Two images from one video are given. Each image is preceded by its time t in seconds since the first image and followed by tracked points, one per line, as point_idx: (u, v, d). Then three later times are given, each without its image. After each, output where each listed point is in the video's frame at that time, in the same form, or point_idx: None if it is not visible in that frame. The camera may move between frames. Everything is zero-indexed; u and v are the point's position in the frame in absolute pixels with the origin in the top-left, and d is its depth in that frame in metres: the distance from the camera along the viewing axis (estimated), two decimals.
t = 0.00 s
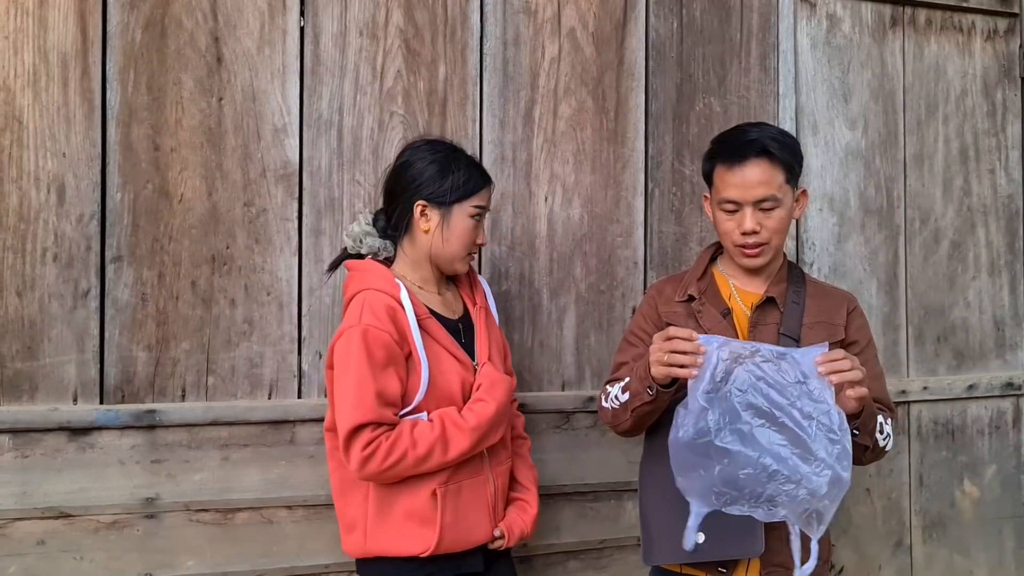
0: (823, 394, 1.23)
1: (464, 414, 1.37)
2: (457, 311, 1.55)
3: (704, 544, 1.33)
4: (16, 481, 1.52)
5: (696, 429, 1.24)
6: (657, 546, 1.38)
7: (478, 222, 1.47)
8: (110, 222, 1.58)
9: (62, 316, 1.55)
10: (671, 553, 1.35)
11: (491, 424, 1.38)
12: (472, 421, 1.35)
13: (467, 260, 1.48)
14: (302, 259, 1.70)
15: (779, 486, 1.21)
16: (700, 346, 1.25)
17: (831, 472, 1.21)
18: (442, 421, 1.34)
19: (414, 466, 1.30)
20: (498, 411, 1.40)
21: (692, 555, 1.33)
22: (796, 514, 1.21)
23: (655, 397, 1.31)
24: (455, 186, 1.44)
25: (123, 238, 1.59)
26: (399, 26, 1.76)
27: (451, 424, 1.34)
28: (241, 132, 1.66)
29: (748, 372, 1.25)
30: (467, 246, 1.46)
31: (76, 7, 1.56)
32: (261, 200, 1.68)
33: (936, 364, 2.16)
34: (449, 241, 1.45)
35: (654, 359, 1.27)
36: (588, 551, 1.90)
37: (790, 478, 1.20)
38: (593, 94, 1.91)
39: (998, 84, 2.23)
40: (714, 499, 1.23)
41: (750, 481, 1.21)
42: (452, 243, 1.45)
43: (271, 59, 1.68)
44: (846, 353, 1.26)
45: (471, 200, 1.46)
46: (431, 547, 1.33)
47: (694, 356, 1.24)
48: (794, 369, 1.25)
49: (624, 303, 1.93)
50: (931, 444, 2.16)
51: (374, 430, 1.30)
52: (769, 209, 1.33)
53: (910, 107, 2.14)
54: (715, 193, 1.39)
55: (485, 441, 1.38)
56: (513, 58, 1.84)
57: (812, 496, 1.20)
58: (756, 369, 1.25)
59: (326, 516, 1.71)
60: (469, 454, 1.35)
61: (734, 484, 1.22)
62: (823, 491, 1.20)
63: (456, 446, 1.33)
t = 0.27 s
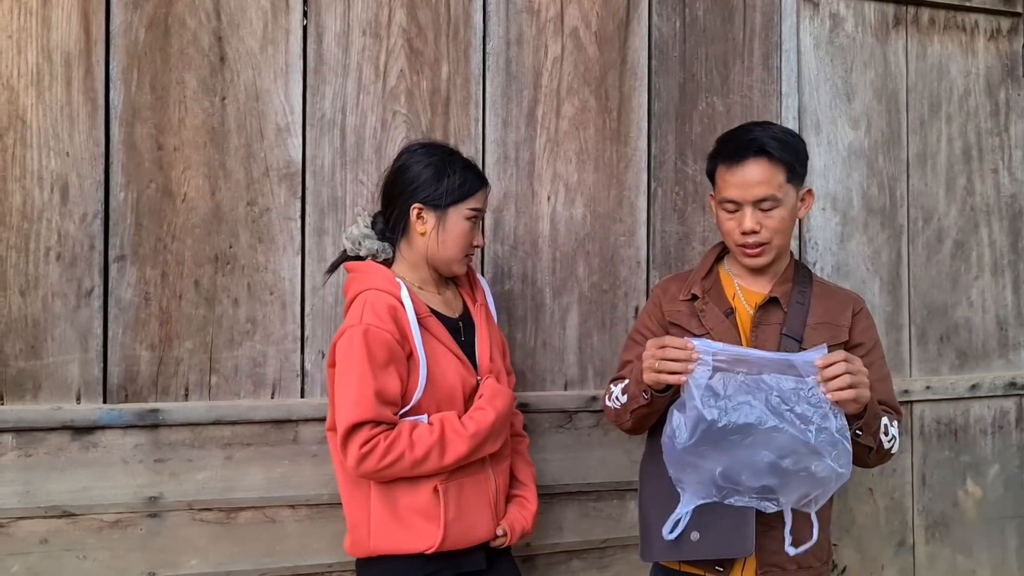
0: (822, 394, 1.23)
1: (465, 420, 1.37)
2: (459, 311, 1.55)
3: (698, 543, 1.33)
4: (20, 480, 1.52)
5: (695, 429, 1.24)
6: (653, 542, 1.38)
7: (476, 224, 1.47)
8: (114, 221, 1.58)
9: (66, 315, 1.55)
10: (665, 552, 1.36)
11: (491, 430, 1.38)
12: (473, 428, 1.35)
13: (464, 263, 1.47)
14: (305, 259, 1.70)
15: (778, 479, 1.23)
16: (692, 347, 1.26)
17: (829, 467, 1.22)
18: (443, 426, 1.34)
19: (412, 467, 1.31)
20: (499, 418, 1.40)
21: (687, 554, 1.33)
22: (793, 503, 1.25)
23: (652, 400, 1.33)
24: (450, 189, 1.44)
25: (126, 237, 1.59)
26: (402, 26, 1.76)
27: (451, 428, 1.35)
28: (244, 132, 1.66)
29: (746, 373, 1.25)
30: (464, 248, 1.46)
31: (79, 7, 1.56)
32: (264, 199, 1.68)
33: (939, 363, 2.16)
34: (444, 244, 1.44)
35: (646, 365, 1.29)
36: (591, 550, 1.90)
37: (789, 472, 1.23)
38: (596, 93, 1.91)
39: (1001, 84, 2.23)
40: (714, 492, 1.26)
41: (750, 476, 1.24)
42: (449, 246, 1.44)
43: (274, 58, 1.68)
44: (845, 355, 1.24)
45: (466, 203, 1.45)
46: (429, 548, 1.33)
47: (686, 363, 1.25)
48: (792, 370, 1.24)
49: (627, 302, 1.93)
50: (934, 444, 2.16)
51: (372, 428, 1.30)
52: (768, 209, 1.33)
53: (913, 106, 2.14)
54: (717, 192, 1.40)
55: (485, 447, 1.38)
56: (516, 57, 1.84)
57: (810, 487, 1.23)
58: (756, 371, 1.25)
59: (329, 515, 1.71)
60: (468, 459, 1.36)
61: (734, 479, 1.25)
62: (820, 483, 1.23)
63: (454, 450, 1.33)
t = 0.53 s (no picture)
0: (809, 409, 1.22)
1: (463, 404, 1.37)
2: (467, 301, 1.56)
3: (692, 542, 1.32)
4: (20, 479, 1.52)
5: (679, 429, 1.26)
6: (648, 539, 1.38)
7: (475, 216, 1.47)
8: (115, 220, 1.58)
9: (67, 314, 1.55)
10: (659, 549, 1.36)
11: (490, 413, 1.38)
12: (470, 411, 1.35)
13: (467, 253, 1.48)
14: (306, 258, 1.70)
15: (756, 488, 1.24)
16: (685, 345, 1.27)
17: (808, 484, 1.22)
18: (440, 409, 1.35)
19: (407, 450, 1.32)
20: (499, 402, 1.40)
21: (680, 552, 1.33)
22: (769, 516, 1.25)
23: (649, 398, 1.36)
24: (448, 180, 1.45)
25: (127, 236, 1.59)
26: (403, 25, 1.76)
27: (447, 411, 1.35)
28: (245, 131, 1.66)
29: (737, 378, 1.25)
30: (458, 240, 1.46)
31: (80, 5, 1.56)
32: (265, 198, 1.67)
33: (940, 362, 2.16)
34: (445, 234, 1.46)
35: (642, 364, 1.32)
36: (592, 550, 1.90)
37: (767, 484, 1.23)
38: (597, 92, 1.91)
39: (1003, 82, 2.22)
40: (693, 492, 1.28)
41: (728, 481, 1.25)
42: (439, 236, 1.47)
43: (275, 57, 1.68)
44: (822, 356, 1.23)
45: (466, 192, 1.46)
46: (430, 534, 1.34)
47: (680, 362, 1.26)
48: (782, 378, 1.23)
49: (628, 301, 1.93)
50: (935, 443, 2.16)
51: (370, 409, 1.32)
52: (747, 201, 1.35)
53: (915, 105, 2.14)
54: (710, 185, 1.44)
55: (483, 431, 1.38)
56: (517, 56, 1.84)
57: (788, 502, 1.23)
58: (747, 377, 1.24)
59: (330, 514, 1.71)
60: (467, 442, 1.36)
61: (713, 482, 1.26)
62: (798, 499, 1.23)
63: (450, 433, 1.34)
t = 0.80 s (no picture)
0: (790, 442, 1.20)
1: (457, 392, 1.37)
2: (469, 294, 1.56)
3: (685, 541, 1.33)
4: (18, 478, 1.52)
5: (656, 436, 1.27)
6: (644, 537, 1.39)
7: (476, 213, 1.47)
8: (112, 219, 1.58)
9: (65, 312, 1.55)
10: (657, 548, 1.36)
11: (485, 403, 1.37)
12: (462, 400, 1.35)
13: (464, 250, 1.48)
14: (304, 257, 1.70)
15: (717, 510, 1.23)
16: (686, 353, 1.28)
17: (769, 518, 1.20)
18: (433, 397, 1.35)
19: (400, 438, 1.32)
20: (495, 391, 1.39)
21: (677, 552, 1.34)
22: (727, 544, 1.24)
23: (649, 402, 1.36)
24: (446, 176, 1.46)
25: (125, 235, 1.58)
26: (401, 23, 1.76)
27: (440, 400, 1.35)
28: (243, 129, 1.66)
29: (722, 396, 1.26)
30: (455, 237, 1.46)
31: (78, 4, 1.55)
32: (263, 197, 1.67)
33: (940, 362, 2.16)
34: (443, 229, 1.47)
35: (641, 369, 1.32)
36: (590, 549, 1.90)
37: (728, 508, 1.22)
38: (596, 91, 1.90)
39: (1003, 81, 2.22)
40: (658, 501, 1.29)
41: (692, 496, 1.25)
42: (433, 231, 1.49)
43: (273, 55, 1.68)
44: (815, 374, 1.22)
45: (465, 190, 1.47)
46: (427, 524, 1.34)
47: (678, 368, 1.27)
48: (770, 400, 1.23)
49: (627, 300, 1.92)
50: (935, 443, 2.16)
51: (364, 394, 1.33)
52: (727, 196, 1.38)
53: (915, 104, 2.13)
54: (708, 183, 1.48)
55: (478, 421, 1.37)
56: (516, 54, 1.84)
57: (747, 532, 1.22)
58: (734, 396, 1.25)
59: (328, 514, 1.71)
60: (460, 431, 1.35)
61: (679, 493, 1.27)
62: (756, 532, 1.21)
63: (442, 421, 1.34)
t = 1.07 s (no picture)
0: (801, 467, 1.18)
1: (454, 388, 1.36)
2: (470, 291, 1.55)
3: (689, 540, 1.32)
4: (17, 476, 1.51)
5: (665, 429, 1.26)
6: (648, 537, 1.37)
7: (472, 211, 1.47)
8: (111, 216, 1.57)
9: (63, 310, 1.55)
10: (655, 547, 1.36)
11: (483, 398, 1.36)
12: (458, 396, 1.34)
13: (463, 249, 1.48)
14: (304, 255, 1.69)
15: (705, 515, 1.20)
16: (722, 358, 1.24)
17: (755, 535, 1.18)
18: (430, 393, 1.34)
19: (396, 434, 1.32)
20: (492, 387, 1.38)
21: (674, 550, 1.33)
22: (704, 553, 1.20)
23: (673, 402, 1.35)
24: (440, 176, 1.47)
25: (124, 232, 1.58)
26: (401, 21, 1.75)
27: (437, 396, 1.34)
28: (243, 127, 1.65)
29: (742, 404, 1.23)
30: (453, 237, 1.46)
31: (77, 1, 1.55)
32: (263, 195, 1.67)
33: (941, 361, 2.15)
34: (441, 229, 1.47)
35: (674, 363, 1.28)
36: (590, 548, 1.89)
37: (716, 514, 1.20)
38: (597, 89, 1.90)
39: (1004, 80, 2.21)
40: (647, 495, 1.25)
41: (684, 497, 1.23)
42: (431, 232, 1.49)
43: (273, 53, 1.67)
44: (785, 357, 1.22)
45: (459, 189, 1.47)
46: (426, 518, 1.34)
47: (713, 366, 1.24)
48: (792, 421, 1.21)
49: (627, 299, 1.92)
50: (936, 442, 2.15)
51: (363, 392, 1.35)
52: (723, 197, 1.38)
53: (916, 103, 2.13)
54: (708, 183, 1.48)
55: (476, 416, 1.37)
56: (516, 52, 1.83)
57: (729, 544, 1.19)
58: (754, 405, 1.23)
59: (328, 512, 1.70)
60: (457, 427, 1.35)
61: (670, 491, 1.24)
62: (738, 545, 1.18)
63: (438, 418, 1.33)
